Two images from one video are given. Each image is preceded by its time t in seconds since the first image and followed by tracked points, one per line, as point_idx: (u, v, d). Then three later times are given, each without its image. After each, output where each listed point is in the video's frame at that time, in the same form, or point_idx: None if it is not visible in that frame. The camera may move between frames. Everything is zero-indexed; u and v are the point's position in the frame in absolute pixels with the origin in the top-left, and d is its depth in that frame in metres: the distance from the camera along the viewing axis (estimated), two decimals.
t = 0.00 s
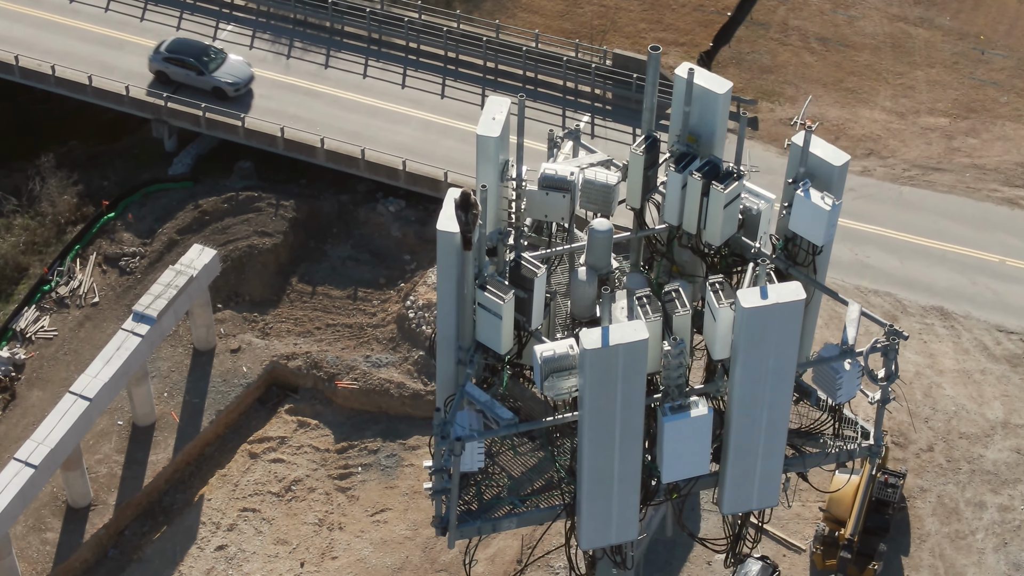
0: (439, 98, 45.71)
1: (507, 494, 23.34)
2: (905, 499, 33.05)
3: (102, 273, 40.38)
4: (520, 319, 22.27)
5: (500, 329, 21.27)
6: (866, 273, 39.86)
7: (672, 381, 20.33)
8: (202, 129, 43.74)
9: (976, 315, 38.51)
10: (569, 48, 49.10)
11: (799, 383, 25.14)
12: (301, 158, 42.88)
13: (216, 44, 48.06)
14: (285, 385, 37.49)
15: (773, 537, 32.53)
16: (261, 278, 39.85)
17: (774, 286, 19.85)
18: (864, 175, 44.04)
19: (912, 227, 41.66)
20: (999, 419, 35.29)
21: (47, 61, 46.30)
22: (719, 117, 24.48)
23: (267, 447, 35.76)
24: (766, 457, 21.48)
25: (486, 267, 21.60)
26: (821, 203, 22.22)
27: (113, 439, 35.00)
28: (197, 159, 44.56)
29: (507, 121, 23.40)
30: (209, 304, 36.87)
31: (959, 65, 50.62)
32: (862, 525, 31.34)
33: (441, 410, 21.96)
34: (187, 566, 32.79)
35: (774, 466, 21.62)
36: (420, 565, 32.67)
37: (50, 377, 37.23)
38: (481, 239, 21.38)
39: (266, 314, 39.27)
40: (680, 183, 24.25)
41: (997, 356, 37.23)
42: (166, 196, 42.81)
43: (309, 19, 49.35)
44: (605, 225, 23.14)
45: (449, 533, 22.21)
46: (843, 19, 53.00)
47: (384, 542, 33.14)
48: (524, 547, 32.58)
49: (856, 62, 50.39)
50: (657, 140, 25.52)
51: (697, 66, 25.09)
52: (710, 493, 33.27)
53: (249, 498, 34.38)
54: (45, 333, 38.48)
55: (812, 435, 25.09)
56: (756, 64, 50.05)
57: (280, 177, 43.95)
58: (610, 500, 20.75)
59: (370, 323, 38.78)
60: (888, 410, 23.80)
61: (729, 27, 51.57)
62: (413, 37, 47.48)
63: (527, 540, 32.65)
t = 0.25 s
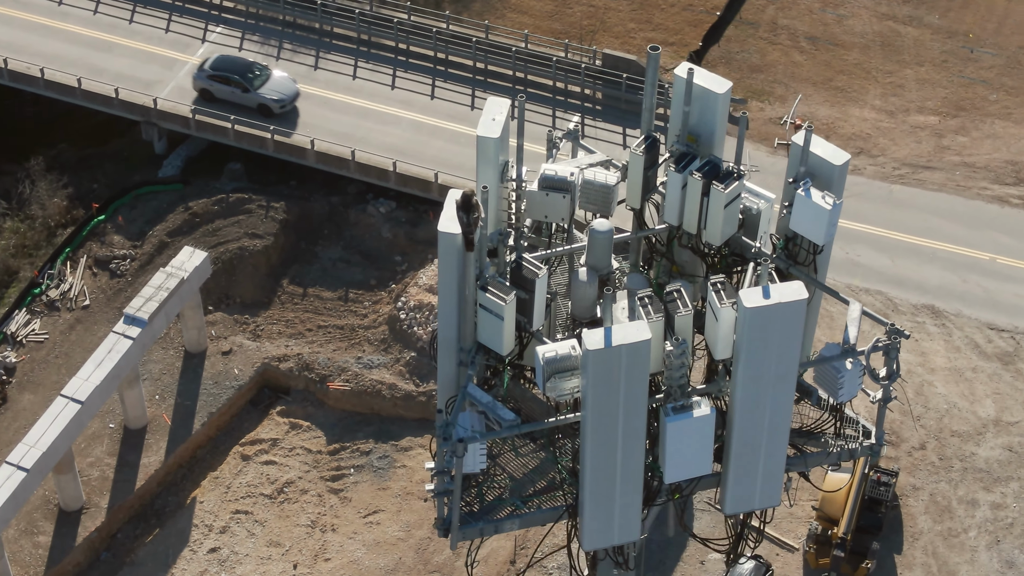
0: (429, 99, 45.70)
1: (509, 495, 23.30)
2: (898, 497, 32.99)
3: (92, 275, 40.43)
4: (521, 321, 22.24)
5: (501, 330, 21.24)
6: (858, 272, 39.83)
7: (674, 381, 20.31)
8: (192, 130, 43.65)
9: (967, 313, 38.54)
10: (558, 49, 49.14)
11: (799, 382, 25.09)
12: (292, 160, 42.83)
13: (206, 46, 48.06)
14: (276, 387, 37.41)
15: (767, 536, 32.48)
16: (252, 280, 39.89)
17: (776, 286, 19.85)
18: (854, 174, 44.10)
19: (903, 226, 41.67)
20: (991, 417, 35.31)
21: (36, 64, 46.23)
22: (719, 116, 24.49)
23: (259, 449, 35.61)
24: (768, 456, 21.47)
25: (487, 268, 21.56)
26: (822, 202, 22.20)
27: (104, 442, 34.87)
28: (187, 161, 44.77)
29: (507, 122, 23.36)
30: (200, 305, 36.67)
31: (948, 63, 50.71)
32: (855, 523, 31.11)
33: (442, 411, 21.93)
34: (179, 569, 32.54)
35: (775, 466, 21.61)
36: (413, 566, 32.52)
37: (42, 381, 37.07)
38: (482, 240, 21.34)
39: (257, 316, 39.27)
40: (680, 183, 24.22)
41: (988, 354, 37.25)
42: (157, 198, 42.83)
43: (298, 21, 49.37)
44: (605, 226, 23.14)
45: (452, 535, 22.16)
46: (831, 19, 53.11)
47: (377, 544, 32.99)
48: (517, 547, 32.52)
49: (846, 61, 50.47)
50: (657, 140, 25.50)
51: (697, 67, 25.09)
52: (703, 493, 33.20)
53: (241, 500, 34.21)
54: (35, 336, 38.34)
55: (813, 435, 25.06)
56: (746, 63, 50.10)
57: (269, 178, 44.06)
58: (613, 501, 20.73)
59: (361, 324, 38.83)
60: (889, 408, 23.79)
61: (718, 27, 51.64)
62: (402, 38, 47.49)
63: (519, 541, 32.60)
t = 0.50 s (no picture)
0: (421, 100, 45.67)
1: (513, 496, 23.25)
2: (892, 496, 33.01)
3: (85, 278, 40.44)
4: (524, 322, 22.19)
5: (504, 331, 21.19)
6: (851, 271, 39.80)
7: (678, 382, 20.27)
8: (184, 133, 43.63)
9: (960, 312, 38.53)
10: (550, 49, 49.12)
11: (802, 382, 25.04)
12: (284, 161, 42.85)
13: (197, 48, 48.06)
14: (270, 389, 37.34)
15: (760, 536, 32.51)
16: (244, 282, 39.76)
17: (780, 286, 19.83)
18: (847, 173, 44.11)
19: (895, 225, 41.67)
20: (984, 416, 35.30)
21: (28, 67, 46.20)
22: (720, 116, 24.49)
23: (253, 451, 35.58)
24: (771, 456, 21.45)
25: (490, 269, 21.51)
26: (825, 202, 22.19)
27: (98, 445, 34.82)
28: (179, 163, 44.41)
29: (508, 123, 23.31)
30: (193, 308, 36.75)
31: (940, 61, 50.67)
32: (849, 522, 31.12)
33: (445, 412, 21.89)
34: (174, 571, 32.58)
35: (779, 466, 21.59)
36: (407, 568, 32.45)
37: (35, 384, 37.01)
38: (485, 241, 21.29)
39: (250, 317, 39.20)
40: (681, 183, 24.16)
41: (981, 353, 37.24)
42: (148, 200, 42.84)
43: (290, 22, 49.32)
44: (607, 227, 23.11)
45: (455, 537, 22.12)
46: (823, 17, 53.05)
47: (371, 545, 32.92)
48: (511, 549, 32.36)
49: (838, 60, 50.46)
50: (658, 140, 25.47)
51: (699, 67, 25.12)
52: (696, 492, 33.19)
53: (235, 502, 34.20)
54: (28, 339, 38.26)
55: (816, 435, 25.00)
56: (738, 63, 50.11)
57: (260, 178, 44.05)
58: (616, 501, 20.70)
59: (355, 326, 38.57)
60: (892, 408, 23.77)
61: (709, 27, 51.61)
62: (394, 39, 47.45)
63: (513, 542, 32.52)
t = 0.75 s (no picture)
0: (412, 101, 45.67)
1: (515, 497, 23.20)
2: (885, 494, 32.99)
3: (76, 280, 40.33)
4: (526, 322, 22.17)
5: (507, 332, 21.16)
6: (843, 270, 39.80)
7: (681, 382, 20.27)
8: (174, 134, 43.49)
9: (952, 310, 38.53)
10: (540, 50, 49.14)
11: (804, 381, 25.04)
12: (276, 163, 42.79)
13: (187, 50, 47.99)
14: (262, 391, 37.32)
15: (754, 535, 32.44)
16: (236, 284, 39.79)
17: (783, 286, 19.84)
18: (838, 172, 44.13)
19: (886, 223, 41.69)
20: (977, 414, 35.31)
21: (18, 69, 46.09)
22: (720, 116, 24.48)
23: (246, 453, 35.52)
24: (774, 456, 21.44)
25: (491, 270, 21.47)
26: (826, 201, 22.19)
27: (90, 448, 34.67)
28: (170, 165, 44.51)
29: (509, 123, 23.27)
30: (185, 310, 36.59)
31: (930, 60, 50.69)
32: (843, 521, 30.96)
33: (448, 414, 21.84)
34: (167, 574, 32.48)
35: (782, 466, 21.57)
36: (401, 569, 32.40)
37: (27, 387, 36.89)
38: (486, 241, 21.27)
39: (242, 319, 39.19)
40: (682, 183, 24.15)
41: (973, 350, 37.25)
42: (139, 202, 42.79)
43: (280, 23, 49.30)
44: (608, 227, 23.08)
45: (458, 538, 22.06)
46: (813, 16, 53.03)
47: (365, 547, 32.87)
48: (505, 549, 32.29)
49: (828, 59, 50.47)
50: (658, 140, 25.41)
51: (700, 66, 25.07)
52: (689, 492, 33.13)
53: (228, 504, 34.13)
54: (20, 342, 38.16)
55: (818, 434, 25.02)
56: (728, 62, 50.10)
57: (250, 179, 43.97)
58: (619, 502, 20.66)
59: (347, 327, 38.66)
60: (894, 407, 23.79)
61: (700, 26, 51.60)
62: (384, 40, 47.45)
63: (507, 543, 32.45)
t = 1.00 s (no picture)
0: (403, 101, 45.63)
1: (518, 496, 23.19)
2: (878, 492, 33.01)
3: (68, 282, 40.19)
4: (528, 322, 22.11)
5: (510, 332, 21.09)
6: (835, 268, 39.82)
7: (684, 381, 20.24)
8: (165, 136, 43.45)
9: (944, 308, 38.52)
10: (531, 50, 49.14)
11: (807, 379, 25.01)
12: (267, 164, 42.71)
13: (178, 51, 47.93)
14: (255, 392, 37.28)
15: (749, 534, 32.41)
16: (228, 285, 39.56)
17: (786, 284, 19.81)
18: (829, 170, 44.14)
19: (879, 221, 41.69)
20: (970, 411, 35.30)
21: (8, 71, 46.01)
22: (722, 114, 24.44)
23: (239, 454, 35.43)
24: (778, 455, 21.41)
25: (494, 269, 21.42)
26: (829, 199, 22.18)
27: (83, 450, 34.58)
28: (161, 167, 44.52)
29: (511, 122, 23.24)
30: (177, 311, 36.47)
31: (921, 58, 50.69)
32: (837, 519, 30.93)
33: (451, 414, 21.80)
34: None
35: (784, 465, 21.56)
36: (395, 569, 32.38)
37: (19, 390, 36.80)
38: (489, 241, 21.21)
39: (234, 321, 38.97)
40: (684, 182, 24.18)
41: (966, 348, 37.24)
42: (131, 204, 42.66)
43: (271, 24, 49.25)
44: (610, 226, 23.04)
45: (461, 538, 22.07)
46: (804, 15, 52.99)
47: (359, 547, 32.85)
48: (499, 550, 32.26)
49: (819, 57, 50.48)
50: (659, 138, 25.33)
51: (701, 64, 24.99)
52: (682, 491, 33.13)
53: (221, 506, 34.05)
54: (12, 344, 38.03)
55: (821, 432, 24.99)
56: (719, 62, 50.10)
57: (242, 180, 43.90)
58: (623, 501, 20.63)
59: (339, 328, 38.59)
60: (896, 405, 23.78)
61: (690, 25, 51.57)
62: (375, 40, 47.40)
63: (501, 543, 32.41)
